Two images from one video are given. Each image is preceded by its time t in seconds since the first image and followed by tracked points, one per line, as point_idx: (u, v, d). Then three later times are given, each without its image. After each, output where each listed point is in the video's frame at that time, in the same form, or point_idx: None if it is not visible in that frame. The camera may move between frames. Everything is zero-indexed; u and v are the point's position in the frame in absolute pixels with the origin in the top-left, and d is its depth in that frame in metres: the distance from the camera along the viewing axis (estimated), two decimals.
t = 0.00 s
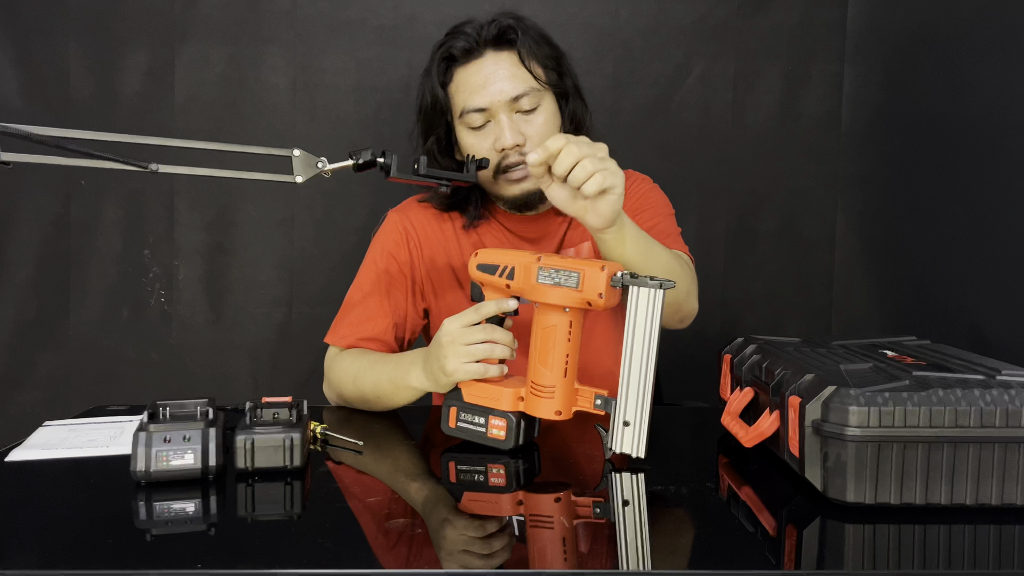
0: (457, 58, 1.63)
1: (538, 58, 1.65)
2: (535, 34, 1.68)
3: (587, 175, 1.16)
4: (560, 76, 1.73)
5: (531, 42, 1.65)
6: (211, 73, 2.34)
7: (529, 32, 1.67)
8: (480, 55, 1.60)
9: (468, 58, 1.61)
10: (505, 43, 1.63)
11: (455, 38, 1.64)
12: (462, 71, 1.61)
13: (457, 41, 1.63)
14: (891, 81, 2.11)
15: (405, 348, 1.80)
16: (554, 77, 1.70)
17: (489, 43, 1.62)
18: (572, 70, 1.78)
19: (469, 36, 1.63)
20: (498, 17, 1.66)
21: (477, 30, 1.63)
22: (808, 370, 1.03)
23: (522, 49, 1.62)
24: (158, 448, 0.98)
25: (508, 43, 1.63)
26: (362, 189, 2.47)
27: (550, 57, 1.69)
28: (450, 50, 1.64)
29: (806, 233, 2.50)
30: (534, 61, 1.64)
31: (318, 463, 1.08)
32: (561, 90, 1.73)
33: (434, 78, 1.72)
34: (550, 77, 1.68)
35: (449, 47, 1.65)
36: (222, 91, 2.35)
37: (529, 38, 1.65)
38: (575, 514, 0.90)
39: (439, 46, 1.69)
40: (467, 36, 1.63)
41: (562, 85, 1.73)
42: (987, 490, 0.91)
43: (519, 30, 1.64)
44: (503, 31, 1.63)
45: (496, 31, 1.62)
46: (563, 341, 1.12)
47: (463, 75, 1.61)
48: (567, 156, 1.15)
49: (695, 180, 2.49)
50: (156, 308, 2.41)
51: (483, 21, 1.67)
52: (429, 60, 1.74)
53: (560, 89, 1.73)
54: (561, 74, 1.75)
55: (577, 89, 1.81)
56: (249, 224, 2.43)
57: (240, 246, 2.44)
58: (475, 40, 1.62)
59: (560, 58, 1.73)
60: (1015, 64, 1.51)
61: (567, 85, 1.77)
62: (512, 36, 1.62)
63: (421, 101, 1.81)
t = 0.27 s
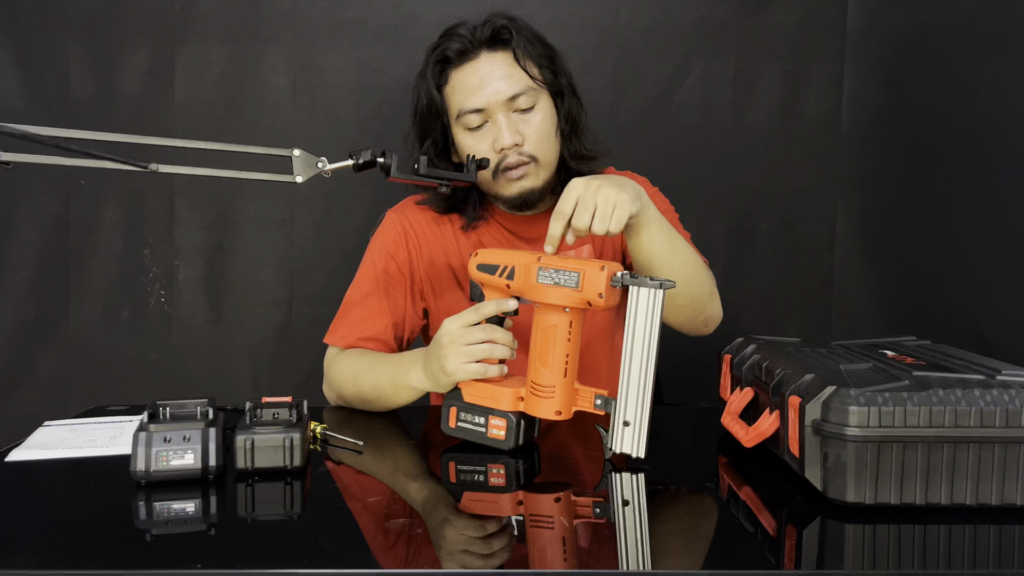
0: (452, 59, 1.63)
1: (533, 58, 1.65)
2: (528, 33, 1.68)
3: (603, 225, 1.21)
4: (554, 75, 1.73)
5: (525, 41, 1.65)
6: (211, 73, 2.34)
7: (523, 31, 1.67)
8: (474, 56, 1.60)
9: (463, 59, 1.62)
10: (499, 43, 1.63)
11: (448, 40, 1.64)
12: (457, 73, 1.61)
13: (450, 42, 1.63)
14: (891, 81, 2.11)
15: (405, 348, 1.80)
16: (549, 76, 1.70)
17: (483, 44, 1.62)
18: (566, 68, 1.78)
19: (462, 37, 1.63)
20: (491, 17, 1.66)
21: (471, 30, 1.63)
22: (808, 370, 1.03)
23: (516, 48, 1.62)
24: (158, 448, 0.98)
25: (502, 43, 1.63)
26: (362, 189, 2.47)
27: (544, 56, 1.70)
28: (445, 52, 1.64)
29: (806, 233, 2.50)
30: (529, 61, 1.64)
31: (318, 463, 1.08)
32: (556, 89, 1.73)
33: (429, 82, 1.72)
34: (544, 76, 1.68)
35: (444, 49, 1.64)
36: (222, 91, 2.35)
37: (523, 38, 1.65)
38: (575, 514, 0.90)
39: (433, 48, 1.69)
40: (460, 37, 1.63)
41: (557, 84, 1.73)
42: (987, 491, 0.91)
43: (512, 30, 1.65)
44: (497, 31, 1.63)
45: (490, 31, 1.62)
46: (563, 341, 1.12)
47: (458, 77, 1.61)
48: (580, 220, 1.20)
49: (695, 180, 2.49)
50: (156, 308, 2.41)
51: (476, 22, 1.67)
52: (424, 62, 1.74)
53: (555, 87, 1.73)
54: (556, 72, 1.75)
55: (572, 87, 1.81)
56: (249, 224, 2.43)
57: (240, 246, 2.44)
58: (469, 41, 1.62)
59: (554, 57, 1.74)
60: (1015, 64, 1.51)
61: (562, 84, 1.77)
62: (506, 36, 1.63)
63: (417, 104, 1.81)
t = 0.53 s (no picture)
0: (453, 59, 1.64)
1: (533, 57, 1.65)
2: (528, 32, 1.68)
3: (615, 217, 1.21)
4: (554, 74, 1.73)
5: (525, 40, 1.66)
6: (211, 73, 2.34)
7: (522, 31, 1.67)
8: (475, 55, 1.61)
9: (464, 59, 1.62)
10: (499, 42, 1.64)
11: (449, 40, 1.65)
12: (458, 73, 1.62)
13: (451, 42, 1.64)
14: (891, 81, 2.11)
15: (405, 347, 1.80)
16: (549, 74, 1.70)
17: (483, 43, 1.62)
18: (566, 67, 1.78)
19: (463, 37, 1.63)
20: (491, 17, 1.66)
21: (471, 31, 1.64)
22: (807, 370, 1.03)
23: (516, 48, 1.63)
24: (158, 448, 0.98)
25: (502, 42, 1.63)
26: (362, 189, 2.47)
27: (544, 55, 1.70)
28: (445, 52, 1.65)
29: (807, 233, 2.50)
30: (529, 60, 1.64)
31: (318, 463, 1.08)
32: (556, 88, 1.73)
33: (430, 82, 1.72)
34: (544, 75, 1.68)
35: (444, 49, 1.65)
36: (222, 91, 2.35)
37: (523, 37, 1.66)
38: (575, 514, 0.90)
39: (433, 49, 1.69)
40: (461, 37, 1.63)
41: (556, 82, 1.73)
42: (987, 491, 0.91)
43: (512, 29, 1.65)
44: (498, 30, 1.64)
45: (490, 31, 1.63)
46: (563, 341, 1.12)
47: (458, 76, 1.61)
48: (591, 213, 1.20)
49: (695, 180, 2.49)
50: (156, 308, 2.41)
51: (476, 22, 1.67)
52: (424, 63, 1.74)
53: (555, 85, 1.73)
54: (556, 71, 1.75)
55: (572, 86, 1.80)
56: (249, 224, 2.43)
57: (240, 246, 2.44)
58: (469, 40, 1.62)
59: (554, 56, 1.74)
60: (1015, 64, 1.51)
61: (562, 83, 1.77)
62: (506, 35, 1.63)
63: (418, 105, 1.81)
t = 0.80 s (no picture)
0: (452, 58, 1.64)
1: (532, 56, 1.65)
2: (528, 31, 1.68)
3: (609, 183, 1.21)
4: (554, 73, 1.72)
5: (525, 39, 1.65)
6: (211, 73, 2.34)
7: (522, 30, 1.67)
8: (474, 54, 1.61)
9: (464, 58, 1.62)
10: (499, 41, 1.63)
11: (449, 39, 1.65)
12: (458, 72, 1.62)
13: (451, 41, 1.64)
14: (891, 81, 2.11)
15: (406, 347, 1.80)
16: (549, 73, 1.70)
17: (483, 42, 1.62)
18: (566, 67, 1.78)
19: (463, 37, 1.63)
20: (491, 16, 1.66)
21: (471, 30, 1.64)
22: (808, 370, 1.03)
23: (516, 46, 1.62)
24: (158, 448, 0.98)
25: (501, 41, 1.63)
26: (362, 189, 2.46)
27: (544, 54, 1.69)
28: (445, 51, 1.65)
29: (807, 233, 2.50)
30: (528, 58, 1.64)
31: (318, 463, 1.08)
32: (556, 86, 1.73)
33: (431, 81, 1.72)
34: (544, 74, 1.67)
35: (444, 48, 1.65)
36: (222, 91, 2.35)
37: (523, 35, 1.65)
38: (575, 514, 0.90)
39: (433, 49, 1.70)
40: (461, 36, 1.63)
41: (556, 81, 1.73)
42: (987, 491, 0.91)
43: (512, 27, 1.65)
44: (497, 28, 1.63)
45: (490, 30, 1.63)
46: (563, 341, 1.12)
47: (458, 75, 1.61)
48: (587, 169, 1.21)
49: (695, 180, 2.49)
50: (156, 308, 2.41)
51: (476, 22, 1.67)
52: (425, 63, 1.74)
53: (555, 85, 1.73)
54: (556, 70, 1.74)
55: (571, 85, 1.80)
56: (249, 224, 2.43)
57: (240, 246, 2.44)
58: (469, 39, 1.62)
59: (554, 55, 1.73)
60: (1015, 64, 1.51)
61: (562, 82, 1.76)
62: (505, 34, 1.63)
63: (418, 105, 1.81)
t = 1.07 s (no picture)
0: (452, 58, 1.64)
1: (532, 56, 1.64)
2: (528, 32, 1.67)
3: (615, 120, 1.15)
4: (554, 73, 1.72)
5: (525, 40, 1.65)
6: (211, 73, 2.34)
7: (523, 31, 1.66)
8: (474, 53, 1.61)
9: (464, 57, 1.62)
10: (499, 41, 1.63)
11: (450, 39, 1.65)
12: (458, 71, 1.62)
13: (452, 41, 1.64)
14: (891, 81, 2.11)
15: (405, 347, 1.80)
16: (549, 73, 1.69)
17: (483, 42, 1.62)
18: (565, 67, 1.78)
19: (463, 36, 1.63)
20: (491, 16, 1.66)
21: (471, 30, 1.64)
22: (808, 370, 1.03)
23: (516, 46, 1.62)
24: (158, 448, 0.98)
25: (501, 41, 1.63)
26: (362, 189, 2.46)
27: (544, 55, 1.68)
28: (445, 50, 1.65)
29: (807, 233, 2.50)
30: (528, 59, 1.63)
31: (318, 463, 1.08)
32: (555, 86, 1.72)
33: (431, 81, 1.73)
34: (543, 74, 1.66)
35: (444, 48, 1.65)
36: (222, 91, 2.35)
37: (523, 35, 1.65)
38: (575, 514, 0.90)
39: (434, 48, 1.70)
40: (461, 36, 1.63)
41: (556, 81, 1.72)
42: (987, 491, 0.91)
43: (512, 28, 1.64)
44: (497, 29, 1.63)
45: (490, 30, 1.63)
46: (563, 341, 1.12)
47: (458, 74, 1.62)
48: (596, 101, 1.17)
49: (695, 180, 2.49)
50: (156, 308, 2.41)
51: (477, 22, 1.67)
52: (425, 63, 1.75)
53: (554, 85, 1.72)
54: (556, 70, 1.73)
55: (571, 85, 1.80)
56: (249, 224, 2.43)
57: (240, 246, 2.44)
58: (469, 39, 1.63)
59: (554, 55, 1.73)
60: (1015, 63, 1.51)
61: (562, 82, 1.76)
62: (505, 34, 1.63)
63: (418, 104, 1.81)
